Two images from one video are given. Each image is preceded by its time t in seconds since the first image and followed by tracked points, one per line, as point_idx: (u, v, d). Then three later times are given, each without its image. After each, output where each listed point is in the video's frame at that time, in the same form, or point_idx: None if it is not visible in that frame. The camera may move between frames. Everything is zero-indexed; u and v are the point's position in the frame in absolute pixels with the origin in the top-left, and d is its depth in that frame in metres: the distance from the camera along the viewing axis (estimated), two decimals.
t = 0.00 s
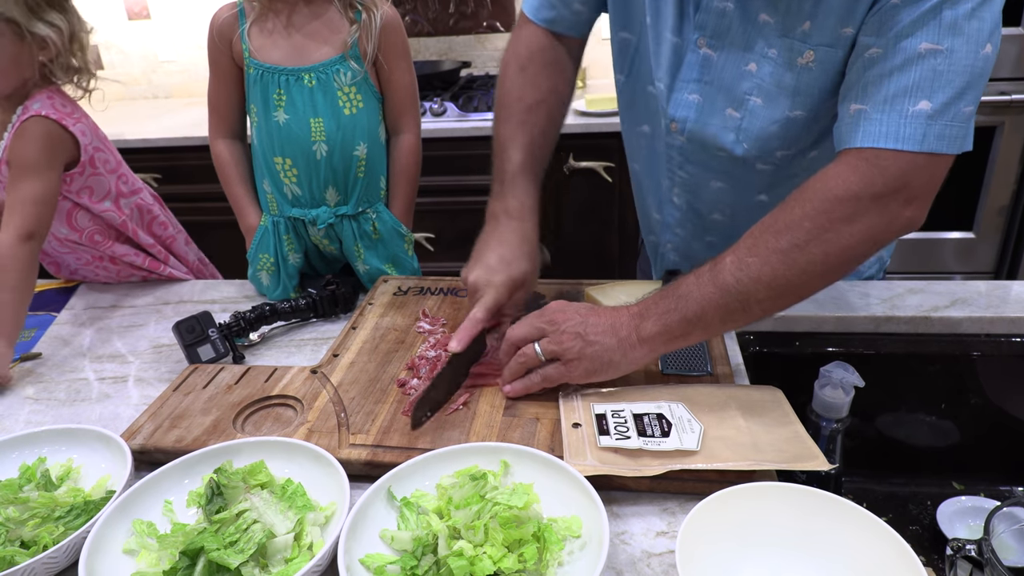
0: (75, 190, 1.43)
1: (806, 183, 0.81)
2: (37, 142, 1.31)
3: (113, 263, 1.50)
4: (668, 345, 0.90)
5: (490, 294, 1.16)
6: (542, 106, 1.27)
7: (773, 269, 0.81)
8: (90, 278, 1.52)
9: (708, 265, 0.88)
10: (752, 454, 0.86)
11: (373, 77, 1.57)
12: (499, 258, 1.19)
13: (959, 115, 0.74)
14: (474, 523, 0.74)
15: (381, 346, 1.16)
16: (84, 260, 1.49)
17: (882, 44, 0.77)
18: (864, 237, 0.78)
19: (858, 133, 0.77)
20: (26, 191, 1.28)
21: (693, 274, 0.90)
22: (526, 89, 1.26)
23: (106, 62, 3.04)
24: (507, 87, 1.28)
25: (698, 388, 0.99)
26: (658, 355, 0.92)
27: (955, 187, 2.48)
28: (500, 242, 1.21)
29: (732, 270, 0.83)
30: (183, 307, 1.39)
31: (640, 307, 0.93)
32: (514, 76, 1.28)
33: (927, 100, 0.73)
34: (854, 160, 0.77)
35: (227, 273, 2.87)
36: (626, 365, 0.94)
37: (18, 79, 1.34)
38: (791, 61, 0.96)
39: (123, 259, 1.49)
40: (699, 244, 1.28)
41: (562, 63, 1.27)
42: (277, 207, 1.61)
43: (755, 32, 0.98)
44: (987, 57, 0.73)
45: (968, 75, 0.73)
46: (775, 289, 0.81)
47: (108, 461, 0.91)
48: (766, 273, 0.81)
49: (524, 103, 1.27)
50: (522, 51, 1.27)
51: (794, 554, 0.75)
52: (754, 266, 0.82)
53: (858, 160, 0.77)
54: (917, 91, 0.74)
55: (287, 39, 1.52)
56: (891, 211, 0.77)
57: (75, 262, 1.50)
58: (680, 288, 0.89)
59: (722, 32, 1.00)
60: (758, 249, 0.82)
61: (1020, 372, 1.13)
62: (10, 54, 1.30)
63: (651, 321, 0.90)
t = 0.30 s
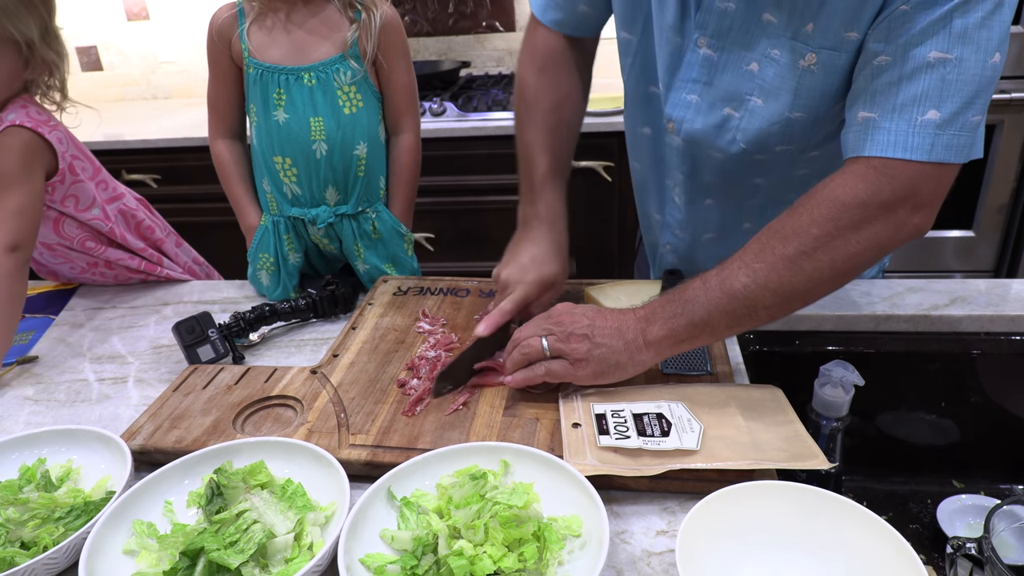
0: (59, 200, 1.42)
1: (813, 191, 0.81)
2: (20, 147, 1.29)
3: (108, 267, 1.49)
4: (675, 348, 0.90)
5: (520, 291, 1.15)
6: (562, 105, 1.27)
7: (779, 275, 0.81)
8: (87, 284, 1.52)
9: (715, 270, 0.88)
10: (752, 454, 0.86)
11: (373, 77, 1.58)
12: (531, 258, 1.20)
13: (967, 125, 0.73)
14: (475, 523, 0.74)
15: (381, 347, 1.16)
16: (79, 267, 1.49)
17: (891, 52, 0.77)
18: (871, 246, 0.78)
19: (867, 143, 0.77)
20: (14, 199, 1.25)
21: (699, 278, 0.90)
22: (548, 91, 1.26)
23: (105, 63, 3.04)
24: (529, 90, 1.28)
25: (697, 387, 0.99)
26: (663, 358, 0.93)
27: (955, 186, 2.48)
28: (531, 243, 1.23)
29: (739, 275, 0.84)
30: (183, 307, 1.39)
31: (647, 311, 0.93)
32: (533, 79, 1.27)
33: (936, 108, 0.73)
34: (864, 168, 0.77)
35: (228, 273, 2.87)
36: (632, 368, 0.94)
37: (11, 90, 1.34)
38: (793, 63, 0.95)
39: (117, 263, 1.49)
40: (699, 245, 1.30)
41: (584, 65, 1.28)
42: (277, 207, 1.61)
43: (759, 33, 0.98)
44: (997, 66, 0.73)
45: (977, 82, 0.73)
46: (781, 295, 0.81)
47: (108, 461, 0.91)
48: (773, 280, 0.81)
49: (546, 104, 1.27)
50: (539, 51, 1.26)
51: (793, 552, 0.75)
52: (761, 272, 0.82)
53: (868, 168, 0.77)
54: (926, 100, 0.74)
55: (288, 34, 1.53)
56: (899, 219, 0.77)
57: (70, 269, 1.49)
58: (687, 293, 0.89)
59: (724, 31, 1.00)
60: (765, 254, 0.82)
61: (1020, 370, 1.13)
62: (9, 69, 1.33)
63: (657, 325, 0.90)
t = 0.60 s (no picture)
0: (66, 196, 1.43)
1: (820, 183, 0.81)
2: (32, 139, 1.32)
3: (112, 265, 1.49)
4: (681, 344, 0.90)
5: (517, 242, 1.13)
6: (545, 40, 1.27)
7: (788, 270, 0.80)
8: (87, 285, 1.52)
9: (721, 264, 0.88)
10: (752, 453, 0.86)
11: (373, 76, 1.57)
12: (521, 202, 1.16)
13: (975, 118, 0.74)
14: (474, 522, 0.74)
15: (381, 346, 1.17)
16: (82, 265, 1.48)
17: (897, 45, 0.77)
18: (879, 238, 0.78)
19: (875, 136, 0.77)
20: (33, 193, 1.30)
21: (706, 273, 0.90)
22: (529, 25, 1.27)
23: (104, 62, 3.04)
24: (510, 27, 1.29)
25: (697, 387, 0.99)
26: (669, 355, 0.93)
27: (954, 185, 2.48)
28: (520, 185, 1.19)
29: (746, 270, 0.83)
30: (183, 306, 1.39)
31: (653, 307, 0.93)
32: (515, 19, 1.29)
33: (944, 102, 0.73)
34: (872, 161, 0.77)
35: (228, 273, 2.87)
36: (639, 365, 0.94)
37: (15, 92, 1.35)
38: (792, 52, 0.96)
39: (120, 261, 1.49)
40: (704, 235, 1.28)
41: None
42: (277, 206, 1.61)
43: (758, 18, 0.99)
44: (1003, 60, 0.73)
45: (985, 75, 0.73)
46: (789, 288, 0.81)
47: (107, 461, 0.91)
48: (781, 273, 0.81)
49: (526, 39, 1.27)
50: None
51: (793, 551, 0.75)
52: (769, 265, 0.81)
53: (876, 161, 0.77)
54: (933, 93, 0.74)
55: (288, 31, 1.53)
56: (908, 211, 0.77)
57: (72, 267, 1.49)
58: (693, 288, 0.89)
59: (727, 15, 1.03)
60: (773, 248, 0.82)
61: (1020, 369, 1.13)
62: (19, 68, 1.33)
63: (664, 320, 0.90)
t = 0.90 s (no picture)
0: (110, 154, 1.49)
1: (817, 172, 0.81)
2: (88, 92, 1.40)
3: (126, 246, 1.52)
4: (678, 336, 0.90)
5: (490, 290, 1.14)
6: (544, 95, 1.26)
7: (784, 258, 0.80)
8: (92, 268, 1.53)
9: (718, 256, 0.88)
10: (752, 452, 0.86)
11: (373, 77, 1.57)
12: (499, 251, 1.17)
13: (970, 104, 0.74)
14: (475, 521, 0.74)
15: (381, 345, 1.17)
16: (94, 241, 1.50)
17: (895, 33, 0.77)
18: (874, 225, 0.78)
19: (870, 122, 0.78)
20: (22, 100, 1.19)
21: (703, 265, 0.89)
22: (530, 77, 1.25)
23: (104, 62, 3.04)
24: (513, 76, 1.27)
25: (697, 386, 0.99)
26: (668, 348, 0.92)
27: (954, 184, 2.48)
28: (500, 234, 1.19)
29: (742, 260, 0.83)
30: (184, 306, 1.39)
31: (650, 300, 0.93)
32: (517, 66, 1.27)
33: (940, 88, 0.73)
34: (867, 147, 0.77)
35: (228, 272, 2.87)
36: (637, 359, 0.94)
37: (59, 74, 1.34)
38: (806, 50, 0.96)
39: (137, 240, 1.53)
40: (704, 242, 1.29)
41: (567, 51, 1.25)
42: (277, 205, 1.61)
43: (772, 21, 0.98)
44: (1001, 47, 0.73)
45: (981, 62, 0.73)
46: (785, 278, 0.81)
47: (108, 460, 0.91)
48: (777, 263, 0.80)
49: (526, 91, 1.25)
50: (529, 39, 1.26)
51: (793, 549, 0.75)
52: (765, 256, 0.81)
53: (870, 148, 0.77)
54: (930, 79, 0.74)
55: (290, 31, 1.54)
56: (902, 198, 0.77)
57: (82, 243, 1.50)
58: (691, 280, 0.89)
59: (739, 22, 1.00)
60: (769, 238, 0.81)
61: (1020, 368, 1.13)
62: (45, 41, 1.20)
63: (662, 313, 0.90)
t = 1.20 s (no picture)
0: (141, 133, 1.64)
1: (818, 178, 0.80)
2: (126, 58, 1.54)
3: (139, 230, 1.65)
4: (677, 339, 0.90)
5: (529, 264, 1.14)
6: (563, 65, 1.26)
7: (784, 264, 0.80)
8: (102, 250, 1.64)
9: (718, 260, 0.88)
10: (753, 451, 0.86)
11: (373, 76, 1.58)
12: (537, 226, 1.17)
13: (970, 117, 0.74)
14: (475, 520, 0.74)
15: (381, 345, 1.17)
16: (110, 222, 1.62)
17: (898, 42, 0.77)
18: (874, 233, 0.77)
19: (871, 131, 0.77)
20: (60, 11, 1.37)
21: (703, 268, 0.89)
22: (548, 48, 1.26)
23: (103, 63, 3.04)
24: (528, 50, 1.28)
25: (698, 385, 0.99)
26: (666, 350, 0.92)
27: (954, 183, 2.48)
28: (535, 207, 1.19)
29: (742, 265, 0.83)
30: (184, 307, 1.39)
31: (648, 303, 0.93)
32: (534, 40, 1.27)
33: (941, 98, 0.73)
34: (867, 156, 0.77)
35: (227, 273, 2.88)
36: (636, 361, 0.94)
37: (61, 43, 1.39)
38: (801, 50, 0.95)
39: (152, 222, 1.66)
40: (703, 235, 1.29)
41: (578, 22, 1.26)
42: (279, 205, 1.61)
43: (770, 17, 0.98)
44: (1002, 60, 0.73)
45: (981, 74, 0.73)
46: (785, 283, 0.81)
47: (109, 461, 0.91)
48: (777, 269, 0.80)
49: (546, 60, 1.26)
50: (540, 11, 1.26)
51: (793, 548, 0.75)
52: (765, 261, 0.81)
53: (870, 156, 0.77)
54: (932, 88, 0.74)
55: (292, 31, 1.54)
56: (901, 206, 0.76)
57: (98, 222, 1.62)
58: (690, 283, 0.89)
59: (738, 15, 1.02)
60: (769, 239, 0.82)
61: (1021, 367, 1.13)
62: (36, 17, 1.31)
63: (660, 317, 0.90)
